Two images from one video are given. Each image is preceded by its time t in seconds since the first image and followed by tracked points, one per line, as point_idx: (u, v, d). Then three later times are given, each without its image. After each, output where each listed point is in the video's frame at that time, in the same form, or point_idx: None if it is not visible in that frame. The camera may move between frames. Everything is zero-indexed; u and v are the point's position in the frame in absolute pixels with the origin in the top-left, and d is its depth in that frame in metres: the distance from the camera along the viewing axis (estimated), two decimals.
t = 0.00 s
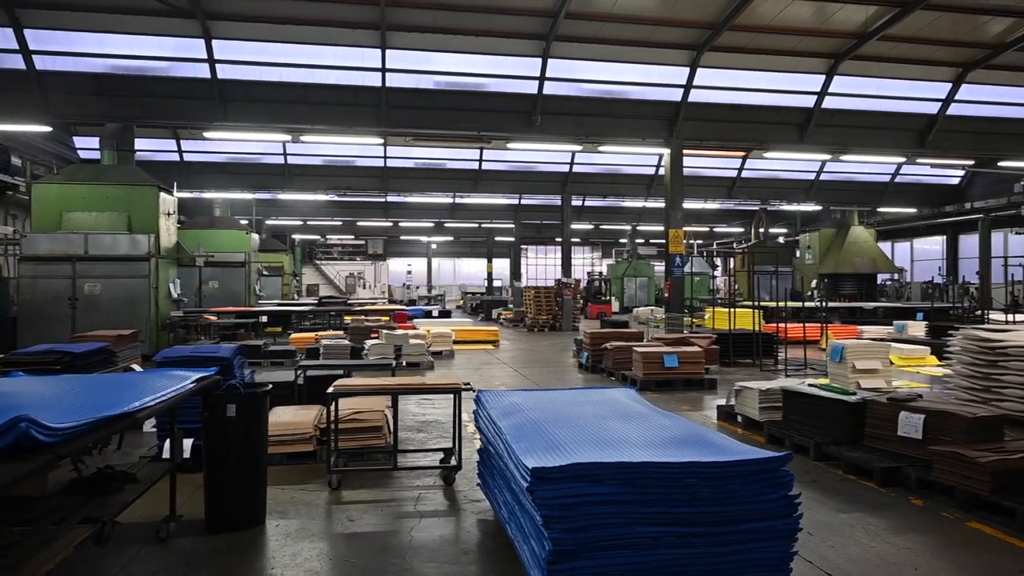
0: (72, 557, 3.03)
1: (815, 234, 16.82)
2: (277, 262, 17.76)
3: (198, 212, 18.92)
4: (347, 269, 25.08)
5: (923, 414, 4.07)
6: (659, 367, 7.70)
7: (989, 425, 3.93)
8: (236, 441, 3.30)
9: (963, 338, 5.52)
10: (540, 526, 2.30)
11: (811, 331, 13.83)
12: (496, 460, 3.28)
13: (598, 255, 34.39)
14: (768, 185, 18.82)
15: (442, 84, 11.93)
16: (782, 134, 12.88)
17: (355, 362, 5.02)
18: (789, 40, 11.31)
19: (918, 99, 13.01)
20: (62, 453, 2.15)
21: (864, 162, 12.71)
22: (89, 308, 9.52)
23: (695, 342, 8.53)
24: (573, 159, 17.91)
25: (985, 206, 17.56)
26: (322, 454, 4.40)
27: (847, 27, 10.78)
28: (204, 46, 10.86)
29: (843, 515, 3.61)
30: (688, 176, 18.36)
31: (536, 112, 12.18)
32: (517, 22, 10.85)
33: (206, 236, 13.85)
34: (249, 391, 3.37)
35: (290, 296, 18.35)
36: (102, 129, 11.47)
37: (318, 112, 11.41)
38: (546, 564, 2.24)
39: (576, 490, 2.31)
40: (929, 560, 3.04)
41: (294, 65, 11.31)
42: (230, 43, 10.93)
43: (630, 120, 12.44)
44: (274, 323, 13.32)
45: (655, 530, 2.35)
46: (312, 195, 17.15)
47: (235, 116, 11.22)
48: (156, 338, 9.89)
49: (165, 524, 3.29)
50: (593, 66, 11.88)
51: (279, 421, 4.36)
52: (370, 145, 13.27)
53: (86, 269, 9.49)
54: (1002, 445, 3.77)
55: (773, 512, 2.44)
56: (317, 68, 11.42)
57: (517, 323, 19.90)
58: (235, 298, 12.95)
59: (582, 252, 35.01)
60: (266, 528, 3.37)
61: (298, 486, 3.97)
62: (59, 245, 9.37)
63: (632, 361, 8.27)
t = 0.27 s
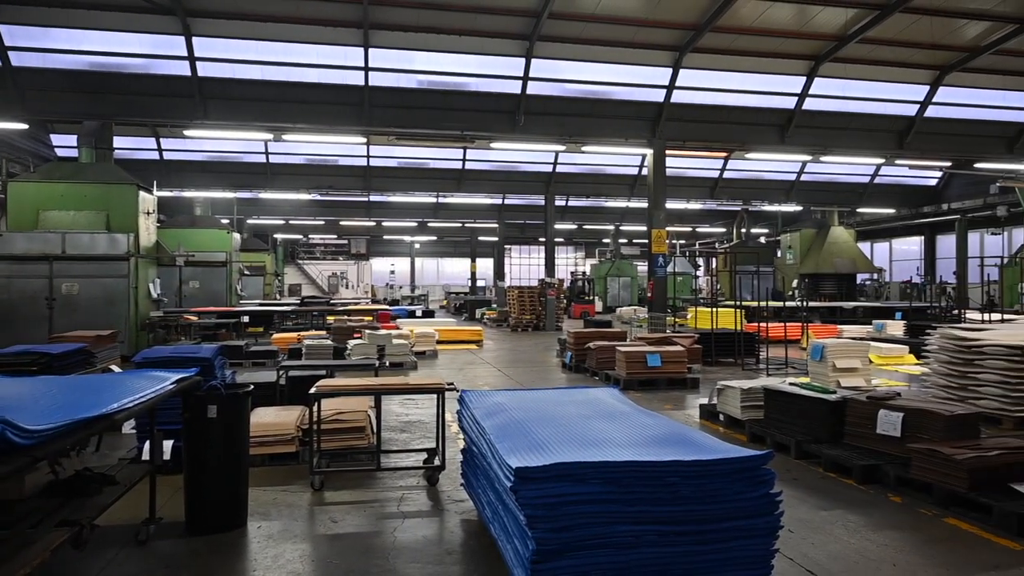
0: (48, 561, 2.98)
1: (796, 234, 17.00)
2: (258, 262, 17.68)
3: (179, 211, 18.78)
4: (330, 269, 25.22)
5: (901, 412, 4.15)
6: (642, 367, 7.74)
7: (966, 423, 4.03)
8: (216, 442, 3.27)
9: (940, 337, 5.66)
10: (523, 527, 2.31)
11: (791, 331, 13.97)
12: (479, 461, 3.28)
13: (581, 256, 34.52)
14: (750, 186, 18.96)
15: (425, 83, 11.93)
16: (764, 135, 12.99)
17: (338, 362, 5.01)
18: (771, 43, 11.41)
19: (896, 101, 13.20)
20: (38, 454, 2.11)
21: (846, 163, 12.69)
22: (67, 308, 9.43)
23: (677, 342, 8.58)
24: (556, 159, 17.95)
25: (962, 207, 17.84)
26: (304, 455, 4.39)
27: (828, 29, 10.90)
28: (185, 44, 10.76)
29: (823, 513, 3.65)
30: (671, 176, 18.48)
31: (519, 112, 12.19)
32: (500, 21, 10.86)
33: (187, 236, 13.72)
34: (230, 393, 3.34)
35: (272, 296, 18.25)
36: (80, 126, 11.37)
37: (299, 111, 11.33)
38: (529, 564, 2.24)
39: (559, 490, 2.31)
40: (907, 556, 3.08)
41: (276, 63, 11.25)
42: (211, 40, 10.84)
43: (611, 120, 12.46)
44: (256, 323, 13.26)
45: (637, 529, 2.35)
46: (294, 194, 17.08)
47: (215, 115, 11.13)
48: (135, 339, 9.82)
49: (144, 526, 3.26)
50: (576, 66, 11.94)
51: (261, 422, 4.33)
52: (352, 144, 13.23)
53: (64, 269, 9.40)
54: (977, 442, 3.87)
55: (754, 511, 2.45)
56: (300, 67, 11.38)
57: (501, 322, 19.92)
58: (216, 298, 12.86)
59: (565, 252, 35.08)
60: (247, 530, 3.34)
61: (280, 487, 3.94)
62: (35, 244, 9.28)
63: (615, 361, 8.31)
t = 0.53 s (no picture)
0: (28, 565, 2.95)
1: (781, 235, 17.13)
2: (243, 262, 17.59)
3: (162, 211, 18.65)
4: (315, 270, 24.96)
5: (885, 411, 4.19)
6: (628, 367, 7.77)
7: (948, 421, 4.09)
8: (200, 443, 3.25)
9: (921, 337, 5.72)
10: (510, 527, 2.31)
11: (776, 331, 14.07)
12: (465, 461, 3.28)
13: (568, 256, 34.61)
14: (735, 186, 19.07)
15: (411, 83, 11.93)
16: (748, 136, 12.98)
17: (324, 363, 4.99)
18: (756, 45, 11.50)
19: (878, 103, 13.35)
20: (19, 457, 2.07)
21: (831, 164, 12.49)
22: (47, 308, 9.33)
23: (663, 342, 8.62)
24: (542, 159, 17.97)
25: (943, 208, 18.06)
26: (290, 456, 4.37)
27: (812, 32, 11.00)
28: (168, 42, 10.68)
29: (808, 511, 3.68)
30: (657, 177, 18.57)
31: (505, 112, 12.14)
32: (486, 22, 10.86)
33: (171, 235, 13.51)
34: (215, 394, 3.32)
35: (257, 296, 18.13)
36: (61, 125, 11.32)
37: (284, 111, 11.25)
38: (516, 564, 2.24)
39: (545, 490, 2.31)
40: (891, 554, 3.10)
41: (261, 62, 11.19)
42: (195, 39, 10.76)
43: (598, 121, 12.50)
44: (241, 323, 13.18)
45: (624, 528, 2.36)
46: (279, 194, 17.02)
47: (200, 113, 11.00)
48: (117, 339, 9.73)
49: (127, 528, 3.23)
50: (562, 67, 11.98)
51: (246, 423, 4.31)
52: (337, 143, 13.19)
53: (45, 269, 9.31)
54: (959, 441, 3.93)
55: (739, 510, 2.47)
56: (286, 65, 11.35)
57: (488, 322, 19.93)
58: (200, 298, 12.78)
59: (552, 252, 35.12)
60: (232, 532, 3.32)
61: (265, 488, 3.92)
62: (16, 243, 9.17)
63: (601, 361, 8.34)
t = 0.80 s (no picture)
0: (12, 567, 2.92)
1: (769, 236, 17.24)
2: (230, 261, 17.49)
3: (149, 209, 18.53)
4: (303, 270, 24.85)
5: (871, 411, 4.22)
6: (617, 367, 7.79)
7: (933, 420, 4.13)
8: (187, 444, 3.23)
9: (907, 337, 5.74)
10: (499, 528, 2.31)
11: (763, 331, 14.16)
12: (454, 461, 3.27)
13: (557, 256, 34.67)
14: (723, 187, 19.16)
15: (400, 82, 11.92)
16: (738, 137, 12.96)
17: (312, 363, 4.98)
18: (744, 47, 11.58)
19: (865, 105, 13.47)
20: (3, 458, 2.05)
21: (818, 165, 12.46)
22: (31, 308, 9.25)
23: (652, 342, 8.65)
24: (531, 159, 17.99)
25: (928, 210, 18.23)
26: (277, 456, 4.35)
27: (800, 34, 11.08)
28: (155, 40, 10.62)
29: (795, 511, 3.70)
30: (646, 178, 18.64)
31: (495, 112, 12.14)
32: (475, 21, 10.88)
33: (157, 235, 13.43)
34: (202, 394, 3.30)
35: (244, 296, 18.04)
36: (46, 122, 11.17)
37: (271, 109, 11.19)
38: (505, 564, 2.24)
39: (534, 491, 2.31)
40: (877, 552, 3.13)
41: (249, 60, 11.15)
42: (182, 37, 10.71)
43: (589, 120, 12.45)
44: (228, 323, 13.12)
45: (614, 528, 2.36)
46: (267, 193, 16.96)
47: (188, 112, 10.80)
48: (103, 339, 9.66)
49: (113, 530, 3.20)
50: (552, 67, 12.01)
51: (233, 423, 4.29)
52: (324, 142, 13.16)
53: (29, 269, 9.23)
54: (944, 440, 3.98)
55: (727, 509, 2.48)
56: (275, 64, 11.32)
57: (477, 322, 19.93)
58: (187, 298, 12.72)
59: (541, 252, 35.16)
60: (220, 533, 3.30)
61: (252, 489, 3.90)
62: None
63: (590, 361, 8.36)
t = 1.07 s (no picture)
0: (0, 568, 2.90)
1: (760, 236, 17.31)
2: (221, 261, 17.43)
3: (139, 208, 18.43)
4: (294, 269, 24.77)
5: (861, 411, 4.24)
6: (609, 367, 7.81)
7: (923, 420, 4.16)
8: (178, 444, 3.21)
9: (896, 338, 5.80)
10: (490, 527, 2.31)
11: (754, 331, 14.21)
12: (446, 461, 3.27)
13: (549, 256, 34.71)
14: (715, 188, 19.22)
15: (391, 82, 11.91)
16: (728, 138, 13.05)
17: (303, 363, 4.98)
18: (736, 48, 11.64)
19: (855, 107, 13.55)
20: None
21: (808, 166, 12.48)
22: (20, 307, 9.19)
23: (643, 342, 8.68)
24: (524, 159, 17.99)
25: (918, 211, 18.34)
26: (269, 456, 4.34)
27: (792, 36, 11.14)
28: (146, 38, 10.57)
29: (786, 510, 3.71)
30: (638, 178, 18.68)
31: (487, 112, 12.14)
32: (467, 21, 10.87)
33: (147, 234, 13.37)
34: (193, 394, 3.28)
35: (235, 296, 17.97)
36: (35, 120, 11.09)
37: (262, 108, 11.15)
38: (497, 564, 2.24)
39: (525, 491, 2.31)
40: (867, 552, 3.14)
41: (240, 59, 11.11)
42: (172, 35, 10.67)
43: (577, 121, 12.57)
44: (219, 322, 13.08)
45: (605, 528, 2.36)
46: (258, 192, 16.90)
47: (177, 111, 10.80)
48: (92, 339, 9.61)
49: (103, 531, 3.19)
50: (545, 67, 12.03)
51: (224, 423, 4.28)
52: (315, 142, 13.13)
53: (18, 268, 9.18)
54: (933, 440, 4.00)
55: (718, 509, 2.49)
56: (266, 63, 11.29)
57: (468, 322, 19.92)
58: (177, 297, 12.67)
59: (533, 252, 35.18)
60: (210, 533, 3.29)
61: (243, 489, 3.89)
62: None
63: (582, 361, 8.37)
